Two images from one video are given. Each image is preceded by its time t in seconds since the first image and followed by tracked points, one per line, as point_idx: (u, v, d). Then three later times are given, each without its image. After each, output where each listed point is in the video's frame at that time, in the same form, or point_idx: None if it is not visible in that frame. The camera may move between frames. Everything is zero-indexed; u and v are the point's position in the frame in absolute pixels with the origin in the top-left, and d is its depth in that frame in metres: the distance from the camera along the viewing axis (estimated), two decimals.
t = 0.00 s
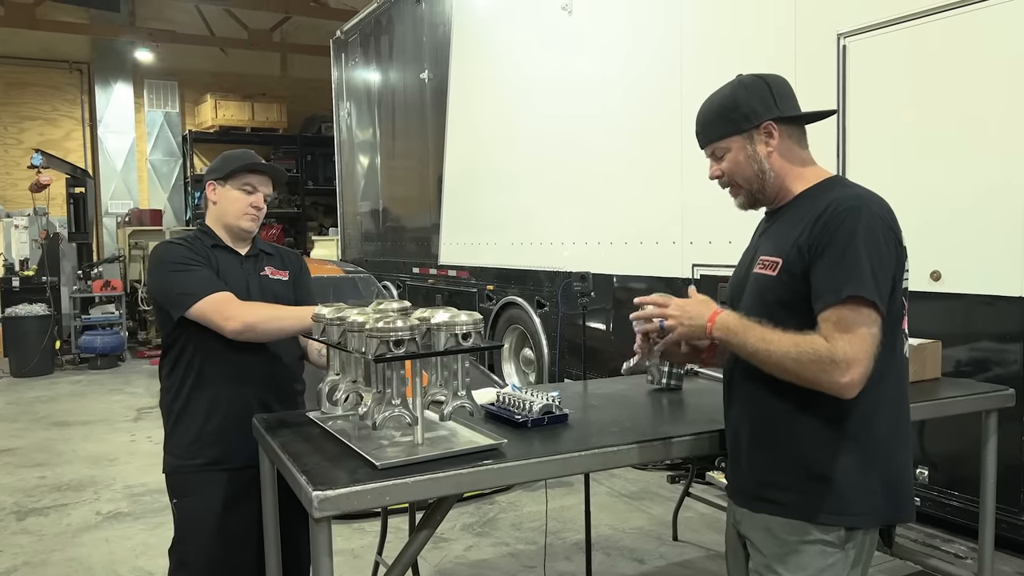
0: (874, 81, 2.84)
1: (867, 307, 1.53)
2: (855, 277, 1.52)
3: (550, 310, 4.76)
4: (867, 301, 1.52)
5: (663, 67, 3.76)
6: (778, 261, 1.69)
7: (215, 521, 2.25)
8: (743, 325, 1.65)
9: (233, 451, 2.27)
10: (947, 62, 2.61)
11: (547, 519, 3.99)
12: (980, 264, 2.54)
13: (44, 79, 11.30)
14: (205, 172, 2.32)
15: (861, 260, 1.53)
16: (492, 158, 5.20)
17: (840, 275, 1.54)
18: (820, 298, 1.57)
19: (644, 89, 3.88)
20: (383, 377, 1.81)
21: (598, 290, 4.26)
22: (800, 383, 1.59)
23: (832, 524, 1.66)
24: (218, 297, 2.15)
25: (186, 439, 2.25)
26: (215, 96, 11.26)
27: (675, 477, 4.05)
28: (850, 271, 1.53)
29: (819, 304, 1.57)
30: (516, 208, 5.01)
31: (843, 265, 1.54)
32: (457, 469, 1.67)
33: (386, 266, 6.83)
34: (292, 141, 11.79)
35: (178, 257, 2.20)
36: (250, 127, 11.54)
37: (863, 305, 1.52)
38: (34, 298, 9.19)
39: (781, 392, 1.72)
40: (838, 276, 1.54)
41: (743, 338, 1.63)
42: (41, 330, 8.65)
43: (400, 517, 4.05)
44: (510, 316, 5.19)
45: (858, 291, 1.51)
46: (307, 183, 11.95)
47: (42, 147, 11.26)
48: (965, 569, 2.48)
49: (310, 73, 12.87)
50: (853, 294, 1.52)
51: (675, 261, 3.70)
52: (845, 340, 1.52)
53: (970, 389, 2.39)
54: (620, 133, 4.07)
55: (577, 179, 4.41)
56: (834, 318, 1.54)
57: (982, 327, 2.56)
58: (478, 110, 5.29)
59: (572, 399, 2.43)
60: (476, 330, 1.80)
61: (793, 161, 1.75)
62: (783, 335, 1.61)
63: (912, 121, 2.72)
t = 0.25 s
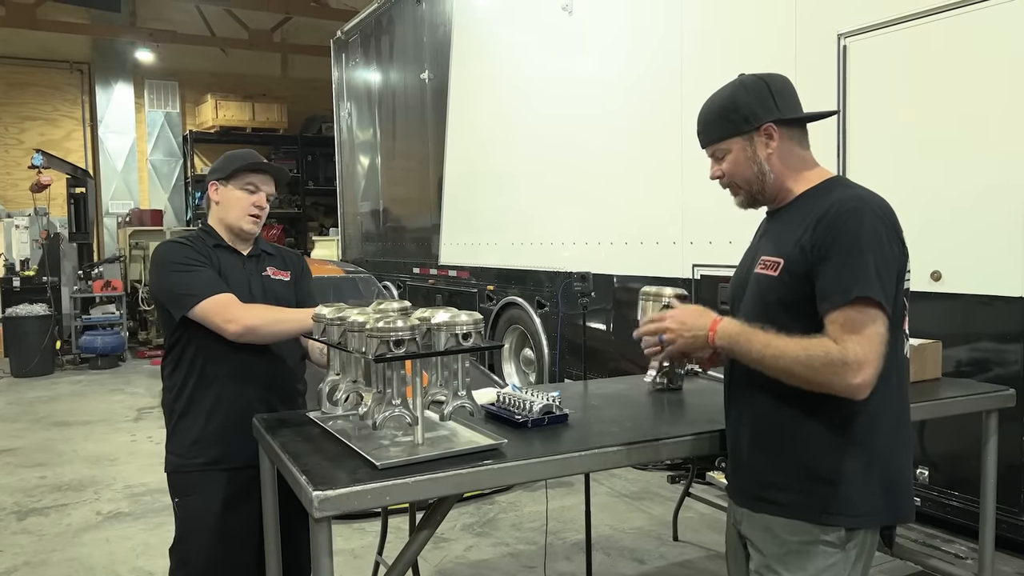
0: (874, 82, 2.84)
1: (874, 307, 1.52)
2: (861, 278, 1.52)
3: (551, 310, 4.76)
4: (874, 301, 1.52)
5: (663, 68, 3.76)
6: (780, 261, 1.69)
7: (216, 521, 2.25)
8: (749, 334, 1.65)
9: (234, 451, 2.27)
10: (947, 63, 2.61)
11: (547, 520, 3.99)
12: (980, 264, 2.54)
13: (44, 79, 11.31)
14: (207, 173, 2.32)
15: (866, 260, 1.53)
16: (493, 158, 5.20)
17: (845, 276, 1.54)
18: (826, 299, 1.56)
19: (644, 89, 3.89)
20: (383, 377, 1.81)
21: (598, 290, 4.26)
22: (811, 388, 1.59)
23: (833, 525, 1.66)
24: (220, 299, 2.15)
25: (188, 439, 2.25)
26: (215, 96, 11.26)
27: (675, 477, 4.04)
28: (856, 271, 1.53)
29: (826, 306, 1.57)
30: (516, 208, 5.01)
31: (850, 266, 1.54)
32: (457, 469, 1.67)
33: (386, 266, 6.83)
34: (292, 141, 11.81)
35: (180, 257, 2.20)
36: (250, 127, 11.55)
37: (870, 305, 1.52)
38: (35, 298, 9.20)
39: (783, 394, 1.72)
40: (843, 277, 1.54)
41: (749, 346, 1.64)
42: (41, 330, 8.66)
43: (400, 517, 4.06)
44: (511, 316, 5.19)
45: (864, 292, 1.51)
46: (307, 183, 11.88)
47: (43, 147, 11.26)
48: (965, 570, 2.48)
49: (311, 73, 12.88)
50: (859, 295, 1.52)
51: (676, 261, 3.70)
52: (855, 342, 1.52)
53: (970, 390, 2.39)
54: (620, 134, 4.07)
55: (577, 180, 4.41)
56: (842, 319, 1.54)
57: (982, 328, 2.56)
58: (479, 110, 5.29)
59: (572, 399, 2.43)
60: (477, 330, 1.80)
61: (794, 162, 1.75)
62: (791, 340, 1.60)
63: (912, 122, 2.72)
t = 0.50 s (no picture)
0: (874, 82, 2.84)
1: (890, 307, 1.51)
2: (873, 278, 1.51)
3: (550, 310, 4.75)
4: (889, 301, 1.51)
5: (663, 68, 3.76)
6: (784, 262, 1.68)
7: (216, 520, 2.25)
8: (768, 373, 1.60)
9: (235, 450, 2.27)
10: (948, 62, 2.61)
11: (547, 519, 3.99)
12: (981, 263, 2.54)
13: (44, 79, 11.30)
14: (203, 172, 2.32)
15: (876, 261, 1.52)
16: (492, 158, 5.20)
17: (855, 277, 1.53)
18: (839, 303, 1.55)
19: (644, 89, 3.88)
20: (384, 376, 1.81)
21: (598, 290, 4.26)
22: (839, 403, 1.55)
23: (835, 526, 1.66)
24: (220, 299, 2.15)
25: (188, 439, 2.25)
26: (215, 96, 11.25)
27: (675, 477, 4.04)
28: (868, 273, 1.52)
29: (839, 310, 1.55)
30: (516, 208, 5.01)
31: (862, 267, 1.53)
32: (457, 468, 1.67)
33: (386, 266, 6.83)
34: (292, 141, 11.80)
35: (180, 257, 2.20)
36: (250, 127, 11.54)
37: (884, 306, 1.51)
38: (34, 297, 9.19)
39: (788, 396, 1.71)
40: (854, 279, 1.53)
41: (769, 380, 1.59)
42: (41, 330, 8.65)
43: (400, 517, 4.05)
44: (510, 315, 5.19)
45: (876, 293, 1.50)
46: (307, 183, 11.89)
47: (42, 146, 11.25)
48: (965, 569, 2.48)
49: (310, 72, 12.88)
50: (873, 296, 1.51)
51: (676, 261, 3.69)
52: (877, 347, 1.50)
53: (970, 389, 2.39)
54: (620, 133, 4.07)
55: (577, 179, 4.41)
56: (859, 324, 1.52)
57: (983, 327, 2.56)
58: (478, 110, 5.29)
59: (572, 399, 2.43)
60: (477, 329, 1.80)
61: (794, 162, 1.75)
62: (810, 362, 1.56)
63: (913, 121, 2.72)
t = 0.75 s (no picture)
0: (874, 82, 2.84)
1: (891, 308, 1.51)
2: (874, 279, 1.51)
3: (551, 310, 4.76)
4: (890, 303, 1.51)
5: (664, 68, 3.76)
6: (785, 261, 1.68)
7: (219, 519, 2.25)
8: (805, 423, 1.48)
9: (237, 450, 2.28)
10: (949, 62, 2.61)
11: (548, 519, 3.99)
12: (982, 263, 2.54)
13: (45, 78, 11.30)
14: (198, 174, 2.33)
15: (878, 261, 1.52)
16: (493, 158, 5.20)
17: (857, 278, 1.53)
18: (841, 304, 1.55)
19: (645, 88, 3.89)
20: (384, 376, 1.81)
21: (599, 290, 4.26)
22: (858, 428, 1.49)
23: (837, 525, 1.66)
24: (220, 300, 2.15)
25: (191, 438, 2.25)
26: (216, 95, 11.26)
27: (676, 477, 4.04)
28: (870, 274, 1.52)
29: (842, 311, 1.55)
30: (517, 208, 5.01)
31: (864, 268, 1.52)
32: (458, 468, 1.67)
33: (386, 265, 6.84)
34: (292, 141, 11.75)
35: (181, 258, 2.20)
36: (250, 126, 11.55)
37: (886, 307, 1.51)
38: (35, 297, 9.19)
39: (789, 397, 1.71)
40: (855, 280, 1.53)
41: (795, 447, 1.48)
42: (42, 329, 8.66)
43: (400, 517, 4.06)
44: (511, 315, 5.20)
45: (878, 294, 1.50)
46: (308, 183, 11.92)
47: (43, 146, 11.26)
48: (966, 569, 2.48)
49: (311, 72, 12.89)
50: (875, 297, 1.51)
51: (676, 261, 3.70)
52: (881, 353, 1.48)
53: (971, 390, 2.39)
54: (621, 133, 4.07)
55: (578, 179, 4.41)
56: (861, 327, 1.51)
57: (983, 327, 2.56)
58: (479, 110, 5.29)
59: (573, 399, 2.43)
60: (478, 329, 1.80)
61: (794, 162, 1.75)
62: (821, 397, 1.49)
63: (914, 121, 2.72)
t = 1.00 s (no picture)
0: (875, 82, 2.84)
1: (886, 309, 1.52)
2: (869, 279, 1.51)
3: (551, 310, 4.76)
4: (885, 303, 1.51)
5: (664, 68, 3.76)
6: (782, 261, 1.68)
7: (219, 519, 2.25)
8: (843, 454, 1.51)
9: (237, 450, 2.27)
10: (950, 62, 2.60)
11: (548, 519, 3.99)
12: (983, 264, 2.53)
13: (45, 78, 11.31)
14: (192, 176, 2.33)
15: (873, 261, 1.52)
16: (494, 157, 5.20)
17: (852, 278, 1.53)
18: (836, 304, 1.55)
19: (645, 88, 3.88)
20: (385, 377, 1.81)
21: (599, 290, 4.26)
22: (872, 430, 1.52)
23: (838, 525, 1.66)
24: (220, 301, 2.15)
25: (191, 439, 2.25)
26: (216, 95, 11.25)
27: (676, 477, 4.04)
28: (864, 274, 1.52)
29: (836, 312, 1.55)
30: (517, 208, 5.01)
31: (859, 269, 1.53)
32: (458, 468, 1.67)
33: (387, 265, 6.84)
34: (292, 140, 11.79)
35: (179, 260, 2.20)
36: (250, 126, 11.55)
37: (881, 307, 1.51)
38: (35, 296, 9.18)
39: (787, 397, 1.71)
40: (851, 280, 1.53)
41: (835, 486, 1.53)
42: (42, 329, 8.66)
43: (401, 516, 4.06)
44: (511, 315, 5.20)
45: (873, 294, 1.50)
46: (308, 182, 11.83)
47: (44, 145, 11.26)
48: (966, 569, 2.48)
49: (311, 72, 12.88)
50: (870, 298, 1.51)
51: (677, 261, 3.70)
52: (873, 353, 1.50)
53: (971, 390, 2.39)
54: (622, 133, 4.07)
55: (578, 178, 4.41)
56: (855, 327, 1.52)
57: (984, 327, 2.56)
58: (480, 110, 5.29)
59: (573, 399, 2.43)
60: (479, 330, 1.80)
61: (794, 161, 1.74)
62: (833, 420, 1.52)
63: (915, 121, 2.71)
